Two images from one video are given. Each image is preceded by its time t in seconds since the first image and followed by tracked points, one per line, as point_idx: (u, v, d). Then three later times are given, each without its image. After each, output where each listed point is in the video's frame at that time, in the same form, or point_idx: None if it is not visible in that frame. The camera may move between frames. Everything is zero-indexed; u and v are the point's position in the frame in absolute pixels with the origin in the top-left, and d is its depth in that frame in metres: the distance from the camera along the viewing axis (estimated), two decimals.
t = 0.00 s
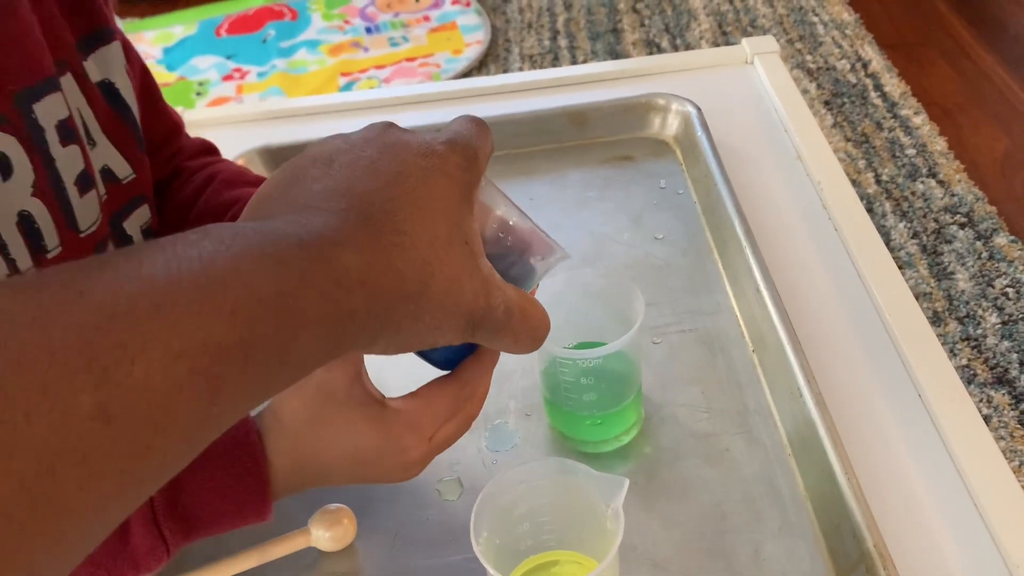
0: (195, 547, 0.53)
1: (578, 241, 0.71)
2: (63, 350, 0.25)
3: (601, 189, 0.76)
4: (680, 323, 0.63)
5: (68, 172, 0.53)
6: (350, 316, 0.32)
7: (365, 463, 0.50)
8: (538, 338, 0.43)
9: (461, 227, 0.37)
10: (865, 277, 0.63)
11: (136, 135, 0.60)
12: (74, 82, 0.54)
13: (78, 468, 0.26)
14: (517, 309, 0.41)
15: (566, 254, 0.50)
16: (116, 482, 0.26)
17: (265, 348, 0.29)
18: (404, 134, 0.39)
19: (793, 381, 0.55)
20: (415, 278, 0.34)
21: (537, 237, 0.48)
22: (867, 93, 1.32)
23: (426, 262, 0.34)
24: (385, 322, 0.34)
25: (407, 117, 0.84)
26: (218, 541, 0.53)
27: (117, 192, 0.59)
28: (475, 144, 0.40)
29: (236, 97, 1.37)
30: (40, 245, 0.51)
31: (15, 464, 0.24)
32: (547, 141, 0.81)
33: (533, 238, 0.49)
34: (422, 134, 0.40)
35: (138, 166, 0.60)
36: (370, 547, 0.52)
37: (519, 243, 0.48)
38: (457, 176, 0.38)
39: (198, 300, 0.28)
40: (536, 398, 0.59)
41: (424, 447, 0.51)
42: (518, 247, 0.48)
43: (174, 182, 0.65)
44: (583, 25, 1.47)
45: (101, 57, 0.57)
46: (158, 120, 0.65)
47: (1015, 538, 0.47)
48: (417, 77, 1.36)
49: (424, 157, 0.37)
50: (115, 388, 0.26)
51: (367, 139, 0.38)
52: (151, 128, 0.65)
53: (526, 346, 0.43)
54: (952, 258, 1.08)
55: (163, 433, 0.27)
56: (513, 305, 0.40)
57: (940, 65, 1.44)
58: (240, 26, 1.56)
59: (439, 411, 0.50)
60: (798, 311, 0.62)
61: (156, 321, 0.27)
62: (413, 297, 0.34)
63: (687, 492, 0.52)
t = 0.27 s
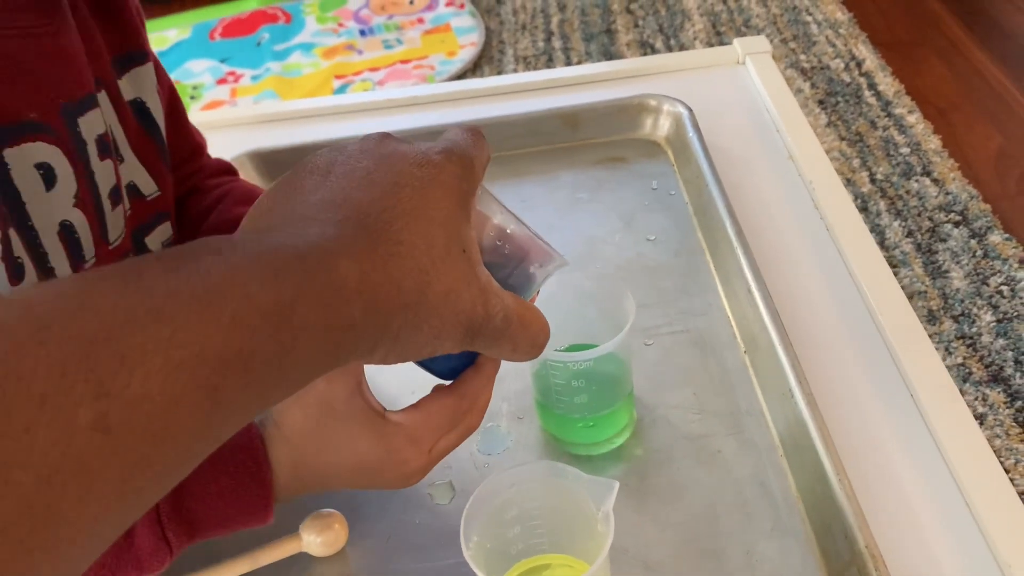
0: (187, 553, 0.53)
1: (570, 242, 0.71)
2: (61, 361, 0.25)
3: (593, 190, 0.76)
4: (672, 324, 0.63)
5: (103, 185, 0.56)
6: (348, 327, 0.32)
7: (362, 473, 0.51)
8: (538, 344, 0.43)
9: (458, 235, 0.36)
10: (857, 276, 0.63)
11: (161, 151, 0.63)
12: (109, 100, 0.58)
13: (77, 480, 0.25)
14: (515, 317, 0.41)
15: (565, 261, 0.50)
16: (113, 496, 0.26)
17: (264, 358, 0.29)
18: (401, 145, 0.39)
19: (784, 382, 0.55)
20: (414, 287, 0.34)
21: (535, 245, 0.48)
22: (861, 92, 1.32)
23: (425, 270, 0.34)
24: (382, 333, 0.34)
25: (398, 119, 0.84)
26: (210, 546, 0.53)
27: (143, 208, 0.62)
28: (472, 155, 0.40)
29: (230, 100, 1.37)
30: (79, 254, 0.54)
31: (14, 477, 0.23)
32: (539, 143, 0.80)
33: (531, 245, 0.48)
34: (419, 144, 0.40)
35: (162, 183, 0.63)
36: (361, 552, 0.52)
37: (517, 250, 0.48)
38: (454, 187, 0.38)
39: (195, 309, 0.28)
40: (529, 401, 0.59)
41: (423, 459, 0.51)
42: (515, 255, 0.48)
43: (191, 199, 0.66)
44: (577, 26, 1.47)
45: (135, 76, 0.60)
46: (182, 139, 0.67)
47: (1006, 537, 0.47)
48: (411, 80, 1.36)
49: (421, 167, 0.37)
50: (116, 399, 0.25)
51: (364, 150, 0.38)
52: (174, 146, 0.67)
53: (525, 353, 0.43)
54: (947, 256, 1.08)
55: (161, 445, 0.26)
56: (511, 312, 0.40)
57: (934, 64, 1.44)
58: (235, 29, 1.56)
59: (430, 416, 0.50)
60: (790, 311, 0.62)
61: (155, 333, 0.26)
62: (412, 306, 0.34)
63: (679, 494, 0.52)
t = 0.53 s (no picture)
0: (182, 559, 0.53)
1: (564, 243, 0.71)
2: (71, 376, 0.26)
3: (587, 191, 0.76)
4: (666, 324, 0.63)
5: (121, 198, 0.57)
6: (357, 339, 0.32)
7: (364, 490, 0.50)
8: (539, 365, 0.43)
9: (465, 253, 0.37)
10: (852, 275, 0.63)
11: (178, 165, 0.65)
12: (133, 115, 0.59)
13: (90, 491, 0.26)
14: (518, 336, 0.41)
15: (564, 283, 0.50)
16: (127, 506, 0.27)
17: (272, 369, 0.30)
18: (407, 165, 0.39)
19: (779, 382, 0.54)
20: (421, 303, 0.34)
21: (536, 266, 0.48)
22: (856, 90, 1.32)
23: (432, 286, 0.34)
24: (389, 347, 0.34)
25: (392, 121, 0.84)
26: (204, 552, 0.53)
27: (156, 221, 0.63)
28: (477, 176, 0.40)
29: (225, 103, 1.37)
30: (99, 262, 0.55)
31: (29, 486, 0.25)
32: (533, 143, 0.81)
33: (533, 266, 0.48)
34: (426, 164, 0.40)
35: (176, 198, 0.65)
36: (356, 557, 0.52)
37: (518, 271, 0.48)
38: (460, 204, 0.38)
39: (205, 322, 0.28)
40: (525, 403, 0.59)
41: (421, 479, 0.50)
42: (517, 276, 0.48)
43: (201, 216, 0.68)
44: (572, 27, 1.47)
45: (158, 94, 0.62)
46: (196, 160, 0.68)
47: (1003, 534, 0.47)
48: (406, 81, 1.36)
49: (428, 184, 0.37)
50: (127, 412, 0.26)
51: (372, 169, 0.38)
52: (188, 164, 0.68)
53: (524, 375, 0.43)
54: (942, 253, 1.08)
55: (173, 455, 0.27)
56: (514, 332, 0.41)
57: (928, 61, 1.44)
58: (229, 32, 1.56)
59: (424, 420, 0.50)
60: (785, 311, 0.62)
61: (162, 345, 0.27)
62: (421, 319, 0.34)
63: (674, 495, 0.52)
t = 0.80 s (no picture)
0: (178, 560, 0.53)
1: (559, 242, 0.71)
2: (78, 352, 0.25)
3: (582, 189, 0.76)
4: (662, 321, 0.63)
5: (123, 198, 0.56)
6: (366, 324, 0.32)
7: (357, 484, 0.51)
8: (537, 359, 0.44)
9: (469, 244, 0.37)
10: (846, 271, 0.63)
11: (182, 167, 0.64)
12: (137, 117, 0.59)
13: (97, 473, 0.25)
14: (519, 329, 0.42)
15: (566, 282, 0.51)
16: (134, 489, 0.26)
17: (284, 350, 0.29)
18: (412, 157, 0.38)
19: (774, 377, 0.55)
20: (430, 290, 0.34)
21: (538, 261, 0.50)
22: (851, 87, 1.32)
23: (438, 274, 0.34)
24: (395, 337, 0.33)
25: (387, 121, 0.84)
26: (201, 554, 0.53)
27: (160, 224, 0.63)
28: (479, 172, 0.40)
29: (221, 104, 1.37)
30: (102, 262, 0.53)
31: (35, 466, 0.24)
32: (529, 142, 0.81)
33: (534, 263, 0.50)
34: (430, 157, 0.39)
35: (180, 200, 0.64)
36: (353, 556, 0.52)
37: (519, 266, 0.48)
38: (464, 196, 0.38)
39: (215, 305, 0.27)
40: (521, 401, 0.59)
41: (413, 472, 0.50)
42: (517, 270, 0.48)
43: (203, 220, 0.67)
44: (568, 26, 1.47)
45: (164, 97, 0.62)
46: (199, 162, 0.68)
47: (998, 527, 0.47)
48: (401, 82, 1.36)
49: (434, 176, 0.37)
50: (137, 393, 0.25)
51: (379, 160, 0.37)
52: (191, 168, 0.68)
53: (524, 370, 0.43)
54: (938, 250, 1.08)
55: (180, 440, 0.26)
56: (516, 324, 0.41)
57: (923, 59, 1.44)
58: (225, 33, 1.55)
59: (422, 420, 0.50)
60: (780, 307, 0.62)
61: (174, 326, 0.26)
62: (428, 308, 0.34)
63: (669, 492, 0.52)
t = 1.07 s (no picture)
0: (177, 561, 0.53)
1: (555, 241, 0.71)
2: (67, 348, 0.24)
3: (579, 189, 0.76)
4: (658, 321, 0.63)
5: (100, 194, 0.56)
6: (358, 320, 0.32)
7: (339, 466, 0.51)
8: (530, 351, 0.43)
9: (461, 240, 0.36)
10: (841, 269, 0.63)
11: (164, 163, 0.64)
12: (114, 113, 0.58)
13: (89, 469, 0.25)
14: (512, 325, 0.41)
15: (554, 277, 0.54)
16: (127, 485, 0.26)
17: (275, 346, 0.29)
18: (407, 150, 0.38)
19: (771, 377, 0.55)
20: (421, 287, 0.34)
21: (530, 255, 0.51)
22: (849, 86, 1.32)
23: (430, 272, 0.34)
24: (386, 332, 0.34)
25: (384, 121, 0.84)
26: (199, 555, 0.53)
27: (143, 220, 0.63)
28: (473, 164, 0.40)
29: (219, 104, 1.37)
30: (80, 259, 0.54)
31: (26, 464, 0.23)
32: (526, 141, 0.80)
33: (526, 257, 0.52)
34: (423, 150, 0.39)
35: (163, 194, 0.64)
36: (351, 556, 0.52)
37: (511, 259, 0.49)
38: (457, 189, 0.37)
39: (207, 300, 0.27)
40: (518, 401, 0.59)
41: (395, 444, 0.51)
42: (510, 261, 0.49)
43: (188, 212, 0.67)
44: (565, 25, 1.47)
45: (142, 92, 0.62)
46: (184, 155, 0.69)
47: (993, 527, 0.47)
48: (399, 81, 1.36)
49: (427, 171, 0.37)
50: (129, 389, 0.25)
51: (375, 152, 0.37)
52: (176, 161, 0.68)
53: (516, 362, 0.43)
54: (936, 248, 1.08)
55: (173, 436, 0.26)
56: (509, 319, 0.41)
57: (920, 57, 1.44)
58: (222, 33, 1.55)
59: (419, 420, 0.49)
60: (776, 306, 0.62)
61: (165, 323, 0.26)
62: (419, 305, 0.34)
63: (666, 493, 0.52)
